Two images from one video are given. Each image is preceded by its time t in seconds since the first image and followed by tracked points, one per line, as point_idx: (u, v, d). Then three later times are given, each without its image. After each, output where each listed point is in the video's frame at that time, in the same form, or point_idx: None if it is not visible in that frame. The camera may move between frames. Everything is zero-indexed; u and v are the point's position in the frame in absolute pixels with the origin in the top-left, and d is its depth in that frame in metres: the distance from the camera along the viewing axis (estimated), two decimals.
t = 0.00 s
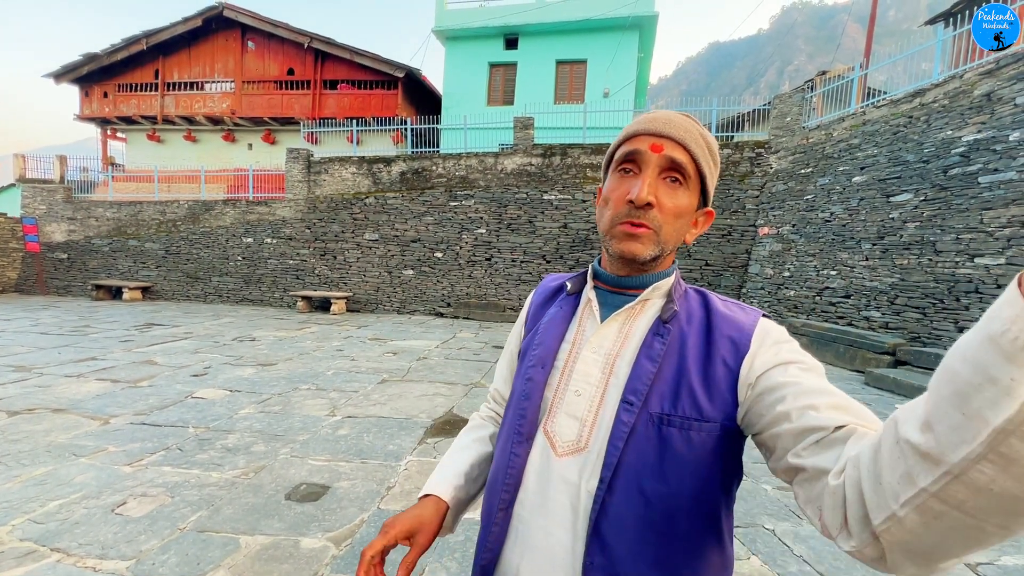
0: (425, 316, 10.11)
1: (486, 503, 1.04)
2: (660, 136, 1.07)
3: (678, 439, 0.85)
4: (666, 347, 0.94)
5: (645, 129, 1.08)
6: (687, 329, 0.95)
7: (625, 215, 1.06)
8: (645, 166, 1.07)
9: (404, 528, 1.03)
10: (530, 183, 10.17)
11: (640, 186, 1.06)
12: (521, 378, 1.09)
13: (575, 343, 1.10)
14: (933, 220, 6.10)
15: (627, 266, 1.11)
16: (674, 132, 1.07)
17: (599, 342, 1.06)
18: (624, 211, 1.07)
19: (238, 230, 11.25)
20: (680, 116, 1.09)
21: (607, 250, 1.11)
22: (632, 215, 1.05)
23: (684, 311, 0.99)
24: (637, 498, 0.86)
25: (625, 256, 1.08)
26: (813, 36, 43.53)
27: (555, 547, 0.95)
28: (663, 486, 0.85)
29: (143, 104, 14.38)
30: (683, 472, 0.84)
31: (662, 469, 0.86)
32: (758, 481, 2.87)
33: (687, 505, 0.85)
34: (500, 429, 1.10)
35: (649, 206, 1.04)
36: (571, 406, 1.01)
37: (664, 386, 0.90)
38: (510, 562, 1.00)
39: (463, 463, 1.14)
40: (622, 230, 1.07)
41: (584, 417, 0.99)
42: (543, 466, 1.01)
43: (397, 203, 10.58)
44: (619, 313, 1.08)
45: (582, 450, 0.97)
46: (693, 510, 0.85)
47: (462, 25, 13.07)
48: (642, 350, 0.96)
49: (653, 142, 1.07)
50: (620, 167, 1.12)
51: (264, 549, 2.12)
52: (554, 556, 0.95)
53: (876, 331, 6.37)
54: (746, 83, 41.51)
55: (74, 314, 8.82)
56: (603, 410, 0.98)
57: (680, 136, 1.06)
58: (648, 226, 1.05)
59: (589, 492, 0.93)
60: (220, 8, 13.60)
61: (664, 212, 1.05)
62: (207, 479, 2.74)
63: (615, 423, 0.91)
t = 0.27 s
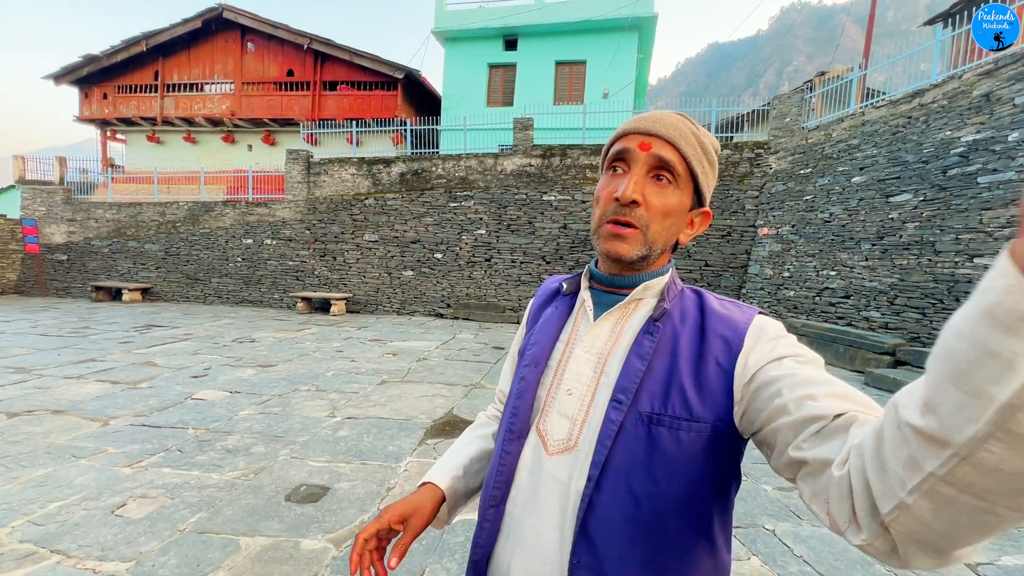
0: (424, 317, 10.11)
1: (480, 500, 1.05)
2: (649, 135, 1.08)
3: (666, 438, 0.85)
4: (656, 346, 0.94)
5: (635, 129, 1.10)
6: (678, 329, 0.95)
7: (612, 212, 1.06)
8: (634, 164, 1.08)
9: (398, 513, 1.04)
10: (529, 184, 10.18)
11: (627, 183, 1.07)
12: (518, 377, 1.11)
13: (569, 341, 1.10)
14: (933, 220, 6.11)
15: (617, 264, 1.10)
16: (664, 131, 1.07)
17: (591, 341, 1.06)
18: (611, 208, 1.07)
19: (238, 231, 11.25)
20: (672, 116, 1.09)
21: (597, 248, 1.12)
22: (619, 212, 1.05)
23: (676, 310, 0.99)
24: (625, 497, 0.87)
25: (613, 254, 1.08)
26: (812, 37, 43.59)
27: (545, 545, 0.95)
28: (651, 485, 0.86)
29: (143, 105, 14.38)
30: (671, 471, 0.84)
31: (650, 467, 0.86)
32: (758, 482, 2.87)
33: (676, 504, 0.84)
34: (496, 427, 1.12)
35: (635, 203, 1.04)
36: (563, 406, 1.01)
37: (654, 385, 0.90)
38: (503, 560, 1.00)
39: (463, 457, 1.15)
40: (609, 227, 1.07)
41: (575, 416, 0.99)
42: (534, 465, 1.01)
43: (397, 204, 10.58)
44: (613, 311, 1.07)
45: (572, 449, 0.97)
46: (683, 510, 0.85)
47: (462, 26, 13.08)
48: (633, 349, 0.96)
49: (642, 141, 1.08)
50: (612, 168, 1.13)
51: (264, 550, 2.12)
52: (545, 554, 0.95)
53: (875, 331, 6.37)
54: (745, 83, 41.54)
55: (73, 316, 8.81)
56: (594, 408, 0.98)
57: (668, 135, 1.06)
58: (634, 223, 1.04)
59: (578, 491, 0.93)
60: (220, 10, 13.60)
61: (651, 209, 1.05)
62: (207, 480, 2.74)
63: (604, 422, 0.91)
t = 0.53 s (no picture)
0: (424, 318, 10.11)
1: (478, 499, 1.06)
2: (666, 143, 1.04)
3: (666, 439, 0.85)
4: (655, 346, 0.93)
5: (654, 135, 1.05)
6: (677, 329, 0.94)
7: (625, 220, 1.02)
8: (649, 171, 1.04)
9: (387, 511, 1.02)
10: (529, 185, 10.18)
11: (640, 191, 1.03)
12: (516, 377, 1.10)
13: (570, 342, 1.10)
14: (932, 220, 6.11)
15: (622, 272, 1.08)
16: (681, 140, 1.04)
17: (591, 341, 1.05)
18: (623, 216, 1.03)
19: (237, 232, 11.25)
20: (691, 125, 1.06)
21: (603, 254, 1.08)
22: (631, 221, 1.02)
23: (675, 311, 0.98)
24: (625, 498, 0.87)
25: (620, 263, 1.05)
26: (811, 37, 43.63)
27: (544, 546, 0.95)
28: (651, 485, 0.86)
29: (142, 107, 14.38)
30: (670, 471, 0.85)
31: (650, 468, 0.86)
32: (758, 482, 2.87)
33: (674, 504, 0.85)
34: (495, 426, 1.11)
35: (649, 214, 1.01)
36: (563, 406, 1.01)
37: (654, 386, 0.90)
38: (499, 559, 1.01)
39: (455, 453, 1.15)
40: (619, 236, 1.03)
41: (576, 416, 0.99)
42: (534, 466, 1.01)
43: (396, 205, 10.58)
44: (614, 312, 1.06)
45: (573, 450, 0.97)
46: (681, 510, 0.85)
47: (461, 27, 13.10)
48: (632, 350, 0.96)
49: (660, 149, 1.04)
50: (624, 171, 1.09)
51: (264, 552, 2.12)
52: (545, 554, 0.95)
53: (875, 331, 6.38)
54: (744, 84, 41.58)
55: (72, 317, 8.80)
56: (594, 410, 0.98)
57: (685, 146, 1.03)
58: (645, 235, 1.02)
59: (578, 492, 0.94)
60: (219, 11, 13.61)
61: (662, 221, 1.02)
62: (207, 482, 2.73)
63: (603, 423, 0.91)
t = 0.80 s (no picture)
0: (424, 319, 10.10)
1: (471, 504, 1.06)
2: (631, 140, 1.06)
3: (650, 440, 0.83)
4: (638, 347, 0.92)
5: (618, 135, 1.07)
6: (660, 329, 0.93)
7: (595, 219, 1.06)
8: (617, 170, 1.06)
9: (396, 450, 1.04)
10: (528, 186, 10.18)
11: (609, 189, 1.05)
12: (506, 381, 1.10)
13: (557, 345, 1.10)
14: (931, 220, 6.12)
15: (603, 269, 1.10)
16: (645, 135, 1.05)
17: (578, 343, 1.05)
18: (593, 215, 1.07)
19: (236, 233, 11.25)
20: (654, 117, 1.06)
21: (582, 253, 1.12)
22: (601, 219, 1.05)
23: (658, 309, 0.97)
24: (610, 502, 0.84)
25: (596, 260, 1.07)
26: (810, 37, 43.67)
27: (534, 550, 0.94)
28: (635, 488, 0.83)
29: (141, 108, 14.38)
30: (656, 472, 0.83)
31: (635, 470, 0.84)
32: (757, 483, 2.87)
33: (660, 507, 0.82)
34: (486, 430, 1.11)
35: (616, 209, 1.03)
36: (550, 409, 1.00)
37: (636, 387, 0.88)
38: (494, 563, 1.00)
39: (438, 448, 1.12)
40: (592, 234, 1.06)
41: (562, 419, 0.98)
42: (523, 470, 1.00)
43: (396, 206, 10.58)
44: (598, 314, 1.06)
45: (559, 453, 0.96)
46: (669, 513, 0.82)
47: (461, 28, 13.11)
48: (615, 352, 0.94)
49: (624, 146, 1.06)
50: (598, 172, 1.12)
51: (264, 553, 2.12)
52: (535, 560, 0.93)
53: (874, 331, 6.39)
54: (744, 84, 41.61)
55: (72, 318, 8.79)
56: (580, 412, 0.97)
57: (651, 139, 1.03)
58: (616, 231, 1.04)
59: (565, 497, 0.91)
60: (218, 12, 13.61)
61: (633, 215, 1.03)
62: (207, 483, 2.73)
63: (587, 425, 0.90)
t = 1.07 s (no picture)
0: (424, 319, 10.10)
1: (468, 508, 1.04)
2: (628, 139, 1.06)
3: (649, 444, 0.85)
4: (637, 353, 0.94)
5: (614, 134, 1.08)
6: (658, 335, 0.95)
7: (592, 218, 1.06)
8: (614, 169, 1.06)
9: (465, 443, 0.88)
10: (528, 186, 10.19)
11: (606, 188, 1.06)
12: (504, 383, 1.09)
13: (556, 348, 1.09)
14: (930, 220, 6.12)
15: (600, 269, 1.10)
16: (642, 134, 1.05)
17: (577, 347, 1.05)
18: (590, 214, 1.07)
19: (236, 234, 11.24)
20: (650, 117, 1.07)
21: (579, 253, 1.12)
22: (598, 218, 1.05)
23: (655, 315, 0.99)
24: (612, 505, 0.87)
25: (594, 260, 1.07)
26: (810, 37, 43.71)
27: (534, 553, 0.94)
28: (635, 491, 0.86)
29: (141, 109, 14.38)
30: (655, 474, 0.85)
31: (635, 473, 0.86)
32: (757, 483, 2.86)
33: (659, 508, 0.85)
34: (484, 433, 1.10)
35: (614, 208, 1.03)
36: (550, 412, 1.01)
37: (636, 392, 0.90)
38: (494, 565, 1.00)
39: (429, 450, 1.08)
40: (589, 234, 1.06)
41: (561, 421, 0.99)
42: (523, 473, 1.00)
43: (396, 206, 10.58)
44: (598, 317, 1.07)
45: (559, 456, 0.97)
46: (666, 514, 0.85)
47: (460, 29, 13.12)
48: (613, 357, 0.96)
49: (621, 146, 1.06)
50: (594, 173, 1.12)
51: (263, 554, 2.12)
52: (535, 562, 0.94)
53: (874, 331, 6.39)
54: (743, 84, 41.64)
55: (71, 320, 8.78)
56: (581, 415, 0.98)
57: (648, 139, 1.03)
58: (613, 230, 1.04)
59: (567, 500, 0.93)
60: (218, 13, 13.61)
61: (630, 214, 1.03)
62: (207, 485, 2.73)
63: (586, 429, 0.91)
